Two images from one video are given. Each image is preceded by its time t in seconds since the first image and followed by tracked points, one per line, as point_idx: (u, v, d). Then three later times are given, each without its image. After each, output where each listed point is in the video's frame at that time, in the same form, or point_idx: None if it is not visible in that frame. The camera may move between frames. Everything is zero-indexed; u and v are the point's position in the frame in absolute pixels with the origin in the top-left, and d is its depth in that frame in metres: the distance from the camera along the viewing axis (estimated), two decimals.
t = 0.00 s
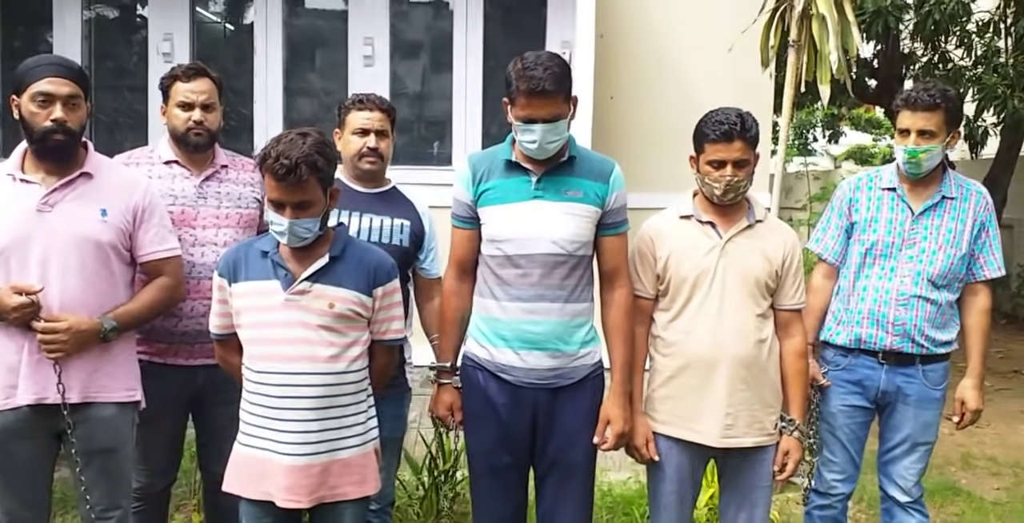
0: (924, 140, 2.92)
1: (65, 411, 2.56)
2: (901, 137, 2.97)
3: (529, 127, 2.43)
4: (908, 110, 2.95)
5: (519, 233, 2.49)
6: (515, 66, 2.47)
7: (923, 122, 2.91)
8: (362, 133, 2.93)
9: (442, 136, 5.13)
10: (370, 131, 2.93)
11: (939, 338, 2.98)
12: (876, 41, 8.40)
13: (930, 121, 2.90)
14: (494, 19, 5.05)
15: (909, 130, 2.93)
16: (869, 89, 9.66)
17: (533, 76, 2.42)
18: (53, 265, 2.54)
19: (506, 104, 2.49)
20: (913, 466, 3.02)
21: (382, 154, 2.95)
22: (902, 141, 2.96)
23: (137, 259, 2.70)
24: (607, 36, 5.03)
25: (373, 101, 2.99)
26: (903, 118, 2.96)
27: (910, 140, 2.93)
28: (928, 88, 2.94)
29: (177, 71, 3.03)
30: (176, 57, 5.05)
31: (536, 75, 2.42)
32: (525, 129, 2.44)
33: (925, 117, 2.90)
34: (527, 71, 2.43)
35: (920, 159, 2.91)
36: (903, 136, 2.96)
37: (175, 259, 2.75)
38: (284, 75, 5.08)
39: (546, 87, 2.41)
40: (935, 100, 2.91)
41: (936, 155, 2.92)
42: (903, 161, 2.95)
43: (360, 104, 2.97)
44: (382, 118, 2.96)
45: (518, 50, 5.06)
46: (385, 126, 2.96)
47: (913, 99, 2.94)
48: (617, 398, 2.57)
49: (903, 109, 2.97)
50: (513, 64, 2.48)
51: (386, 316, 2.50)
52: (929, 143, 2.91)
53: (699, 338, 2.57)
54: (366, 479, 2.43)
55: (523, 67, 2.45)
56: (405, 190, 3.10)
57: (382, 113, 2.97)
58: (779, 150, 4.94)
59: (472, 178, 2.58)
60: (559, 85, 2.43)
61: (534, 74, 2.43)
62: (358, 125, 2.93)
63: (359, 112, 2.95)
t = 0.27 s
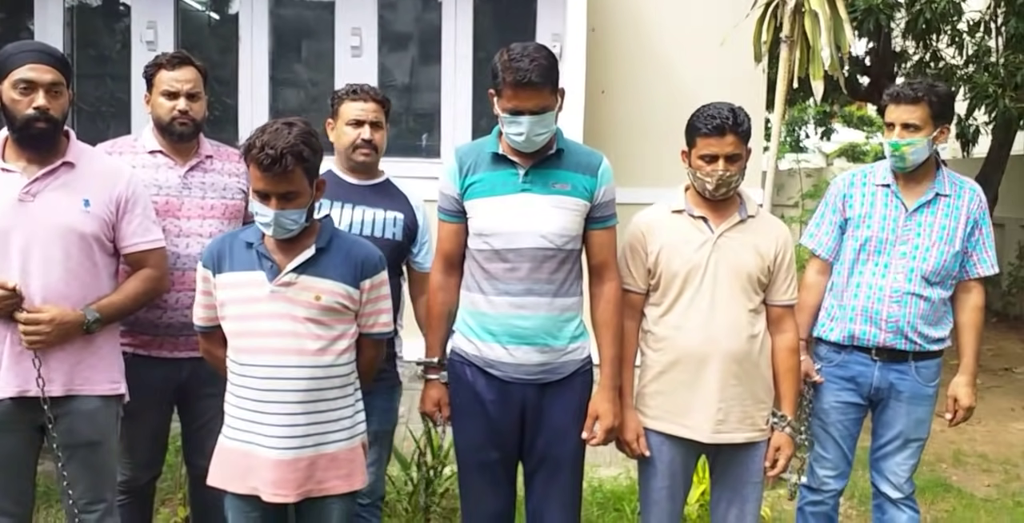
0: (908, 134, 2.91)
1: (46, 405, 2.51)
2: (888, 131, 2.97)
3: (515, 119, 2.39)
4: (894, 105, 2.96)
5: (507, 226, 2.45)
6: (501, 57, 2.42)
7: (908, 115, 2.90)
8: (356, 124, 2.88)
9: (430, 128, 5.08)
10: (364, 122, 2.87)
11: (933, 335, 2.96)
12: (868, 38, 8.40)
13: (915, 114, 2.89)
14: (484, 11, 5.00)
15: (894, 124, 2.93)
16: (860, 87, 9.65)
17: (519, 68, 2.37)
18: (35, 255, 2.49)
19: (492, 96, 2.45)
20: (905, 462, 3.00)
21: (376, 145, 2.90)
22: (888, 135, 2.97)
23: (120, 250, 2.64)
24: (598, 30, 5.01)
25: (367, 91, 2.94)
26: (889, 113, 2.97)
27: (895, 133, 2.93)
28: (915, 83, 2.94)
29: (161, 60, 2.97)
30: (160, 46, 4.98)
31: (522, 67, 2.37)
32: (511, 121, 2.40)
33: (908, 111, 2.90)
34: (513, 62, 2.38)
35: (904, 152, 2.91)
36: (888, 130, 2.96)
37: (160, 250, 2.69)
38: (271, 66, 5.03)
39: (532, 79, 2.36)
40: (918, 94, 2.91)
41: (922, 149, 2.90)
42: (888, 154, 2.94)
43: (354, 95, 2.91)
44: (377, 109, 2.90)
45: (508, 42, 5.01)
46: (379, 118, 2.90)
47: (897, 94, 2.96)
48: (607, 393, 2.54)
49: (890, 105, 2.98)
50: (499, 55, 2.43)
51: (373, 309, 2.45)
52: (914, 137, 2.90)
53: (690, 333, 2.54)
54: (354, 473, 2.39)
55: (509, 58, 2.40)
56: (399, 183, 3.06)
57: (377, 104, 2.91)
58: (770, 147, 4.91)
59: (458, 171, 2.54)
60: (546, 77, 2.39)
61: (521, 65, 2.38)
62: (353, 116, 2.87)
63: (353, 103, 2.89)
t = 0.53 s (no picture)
0: (888, 121, 2.95)
1: (35, 406, 2.51)
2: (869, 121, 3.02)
3: (500, 113, 2.39)
4: (874, 95, 3.02)
5: (494, 221, 2.46)
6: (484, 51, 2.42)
7: (886, 104, 2.95)
8: (341, 117, 2.88)
9: (422, 123, 5.08)
10: (349, 115, 2.88)
11: (922, 326, 2.97)
12: (857, 32, 8.43)
13: (893, 102, 2.93)
14: (474, 5, 4.99)
15: (874, 113, 2.99)
16: (850, 81, 9.69)
17: (503, 62, 2.37)
18: (27, 251, 2.48)
19: (476, 89, 2.44)
20: (895, 454, 3.02)
21: (361, 138, 2.91)
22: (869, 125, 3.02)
23: (111, 245, 2.64)
24: (589, 24, 5.00)
25: (351, 85, 2.95)
26: (870, 103, 3.02)
27: (875, 122, 2.98)
28: (896, 74, 2.99)
29: (152, 53, 2.96)
30: (150, 40, 4.96)
31: (506, 60, 2.37)
32: (496, 115, 2.40)
33: (887, 99, 2.95)
34: (497, 56, 2.38)
35: (884, 141, 2.95)
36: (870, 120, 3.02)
37: (151, 246, 2.69)
38: (263, 61, 5.02)
39: (516, 73, 2.36)
40: (897, 82, 2.96)
41: (902, 137, 2.94)
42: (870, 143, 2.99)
43: (338, 88, 2.92)
44: (361, 102, 2.91)
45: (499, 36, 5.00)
46: (364, 110, 2.91)
47: (878, 84, 3.01)
48: (597, 384, 2.56)
49: (872, 96, 3.03)
50: (483, 48, 2.43)
51: (366, 304, 2.46)
52: (894, 124, 2.94)
53: (680, 326, 2.56)
54: (348, 467, 2.40)
55: (493, 51, 2.39)
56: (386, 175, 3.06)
57: (361, 97, 2.93)
58: (760, 140, 4.92)
59: (445, 165, 2.54)
60: (530, 70, 2.39)
61: (505, 59, 2.38)
62: (337, 109, 2.87)
63: (337, 96, 2.89)
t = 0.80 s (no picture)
0: (886, 119, 2.96)
1: (39, 408, 2.52)
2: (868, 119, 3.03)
3: (496, 116, 2.40)
4: (873, 94, 3.02)
5: (490, 223, 2.47)
6: (479, 54, 2.43)
7: (884, 102, 2.95)
8: (334, 119, 2.87)
9: (425, 126, 5.08)
10: (342, 117, 2.86)
11: (926, 324, 2.97)
12: (859, 31, 8.43)
13: (891, 100, 2.94)
14: (476, 7, 5.00)
15: (873, 111, 2.99)
16: (852, 80, 9.68)
17: (498, 64, 2.38)
18: (31, 256, 2.49)
19: (471, 93, 2.45)
20: (898, 454, 3.02)
21: (355, 140, 2.90)
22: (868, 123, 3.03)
23: (115, 250, 2.65)
24: (592, 25, 5.00)
25: (343, 86, 2.93)
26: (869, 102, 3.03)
27: (874, 120, 2.99)
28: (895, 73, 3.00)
29: (155, 58, 2.98)
30: (154, 45, 4.98)
31: (500, 63, 2.38)
32: (492, 118, 2.41)
33: (885, 98, 2.95)
34: (492, 59, 2.39)
35: (883, 139, 2.96)
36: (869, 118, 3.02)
37: (154, 251, 2.71)
38: (266, 65, 5.03)
39: (512, 76, 2.37)
40: (894, 81, 2.97)
41: (900, 135, 2.94)
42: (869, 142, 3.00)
43: (330, 90, 2.90)
44: (354, 103, 2.89)
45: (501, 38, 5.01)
46: (357, 111, 2.90)
47: (876, 83, 3.02)
48: (596, 383, 2.56)
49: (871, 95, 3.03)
50: (478, 52, 2.44)
51: (368, 307, 2.47)
52: (892, 122, 2.95)
53: (683, 327, 2.56)
54: (351, 470, 2.41)
55: (487, 54, 2.40)
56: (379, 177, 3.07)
57: (353, 98, 2.91)
58: (762, 140, 4.92)
59: (441, 168, 2.55)
60: (525, 73, 2.39)
61: (500, 61, 2.39)
62: (330, 111, 2.86)
63: (329, 98, 2.88)
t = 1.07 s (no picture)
0: (913, 115, 2.93)
1: (72, 405, 2.56)
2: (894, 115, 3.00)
3: (510, 116, 2.40)
4: (898, 89, 2.99)
5: (508, 222, 2.47)
6: (493, 54, 2.43)
7: (909, 98, 2.93)
8: (344, 117, 2.91)
9: (450, 125, 5.07)
10: (351, 114, 2.91)
11: (957, 322, 2.94)
12: (886, 26, 8.33)
13: (917, 95, 2.91)
14: (498, 6, 4.99)
15: (898, 107, 2.96)
16: (879, 75, 9.57)
17: (512, 65, 2.38)
18: (64, 257, 2.53)
19: (485, 94, 2.46)
20: (929, 452, 2.99)
21: (364, 137, 2.94)
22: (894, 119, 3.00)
23: (145, 250, 2.69)
24: (615, 23, 5.01)
25: (350, 84, 2.98)
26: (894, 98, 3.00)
27: (900, 116, 2.96)
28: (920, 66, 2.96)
29: (181, 62, 3.01)
30: (182, 48, 5.03)
31: (515, 64, 2.38)
32: (506, 118, 2.42)
33: (910, 93, 2.93)
34: (506, 59, 2.40)
35: (909, 135, 2.93)
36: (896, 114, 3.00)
37: (183, 251, 2.75)
38: (292, 66, 5.07)
39: (525, 75, 2.37)
40: (920, 75, 2.94)
41: (927, 131, 2.91)
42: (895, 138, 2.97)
43: (337, 88, 2.95)
44: (361, 101, 2.95)
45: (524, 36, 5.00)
46: (365, 109, 2.95)
47: (902, 78, 2.99)
48: (614, 381, 2.56)
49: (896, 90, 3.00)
50: (491, 52, 2.44)
51: (395, 305, 2.49)
52: (918, 118, 2.92)
53: (709, 324, 2.56)
54: (379, 467, 2.43)
55: (501, 55, 2.41)
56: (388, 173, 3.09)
57: (361, 96, 2.97)
58: (789, 137, 4.88)
59: (456, 169, 2.56)
60: (539, 72, 2.40)
61: (513, 62, 2.39)
62: (338, 109, 2.91)
63: (337, 96, 2.93)
